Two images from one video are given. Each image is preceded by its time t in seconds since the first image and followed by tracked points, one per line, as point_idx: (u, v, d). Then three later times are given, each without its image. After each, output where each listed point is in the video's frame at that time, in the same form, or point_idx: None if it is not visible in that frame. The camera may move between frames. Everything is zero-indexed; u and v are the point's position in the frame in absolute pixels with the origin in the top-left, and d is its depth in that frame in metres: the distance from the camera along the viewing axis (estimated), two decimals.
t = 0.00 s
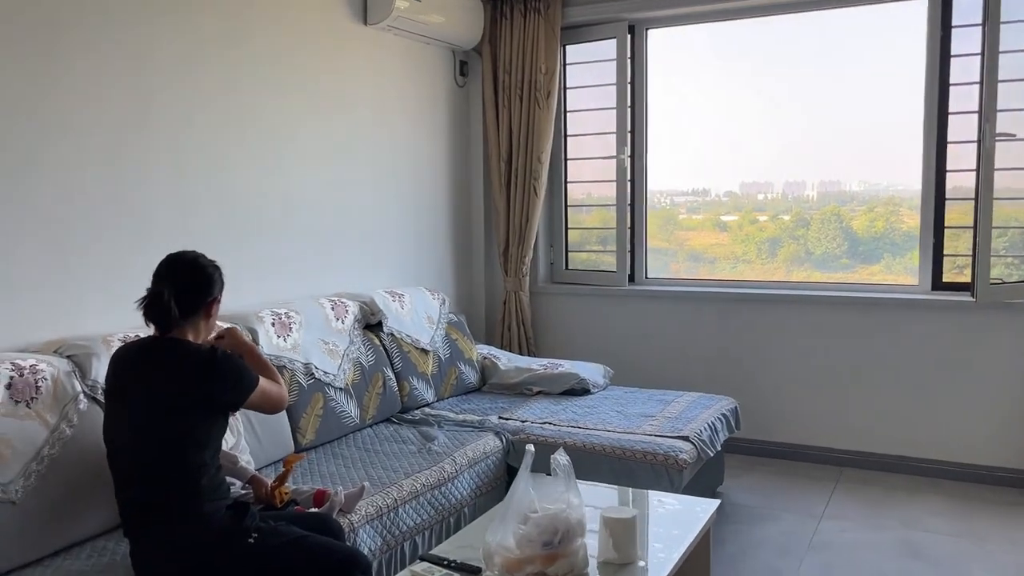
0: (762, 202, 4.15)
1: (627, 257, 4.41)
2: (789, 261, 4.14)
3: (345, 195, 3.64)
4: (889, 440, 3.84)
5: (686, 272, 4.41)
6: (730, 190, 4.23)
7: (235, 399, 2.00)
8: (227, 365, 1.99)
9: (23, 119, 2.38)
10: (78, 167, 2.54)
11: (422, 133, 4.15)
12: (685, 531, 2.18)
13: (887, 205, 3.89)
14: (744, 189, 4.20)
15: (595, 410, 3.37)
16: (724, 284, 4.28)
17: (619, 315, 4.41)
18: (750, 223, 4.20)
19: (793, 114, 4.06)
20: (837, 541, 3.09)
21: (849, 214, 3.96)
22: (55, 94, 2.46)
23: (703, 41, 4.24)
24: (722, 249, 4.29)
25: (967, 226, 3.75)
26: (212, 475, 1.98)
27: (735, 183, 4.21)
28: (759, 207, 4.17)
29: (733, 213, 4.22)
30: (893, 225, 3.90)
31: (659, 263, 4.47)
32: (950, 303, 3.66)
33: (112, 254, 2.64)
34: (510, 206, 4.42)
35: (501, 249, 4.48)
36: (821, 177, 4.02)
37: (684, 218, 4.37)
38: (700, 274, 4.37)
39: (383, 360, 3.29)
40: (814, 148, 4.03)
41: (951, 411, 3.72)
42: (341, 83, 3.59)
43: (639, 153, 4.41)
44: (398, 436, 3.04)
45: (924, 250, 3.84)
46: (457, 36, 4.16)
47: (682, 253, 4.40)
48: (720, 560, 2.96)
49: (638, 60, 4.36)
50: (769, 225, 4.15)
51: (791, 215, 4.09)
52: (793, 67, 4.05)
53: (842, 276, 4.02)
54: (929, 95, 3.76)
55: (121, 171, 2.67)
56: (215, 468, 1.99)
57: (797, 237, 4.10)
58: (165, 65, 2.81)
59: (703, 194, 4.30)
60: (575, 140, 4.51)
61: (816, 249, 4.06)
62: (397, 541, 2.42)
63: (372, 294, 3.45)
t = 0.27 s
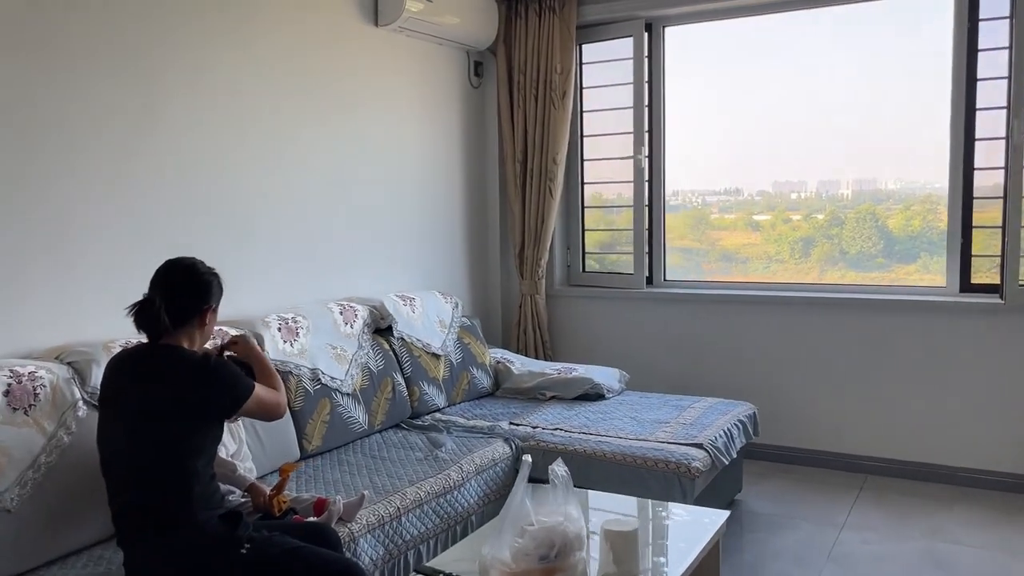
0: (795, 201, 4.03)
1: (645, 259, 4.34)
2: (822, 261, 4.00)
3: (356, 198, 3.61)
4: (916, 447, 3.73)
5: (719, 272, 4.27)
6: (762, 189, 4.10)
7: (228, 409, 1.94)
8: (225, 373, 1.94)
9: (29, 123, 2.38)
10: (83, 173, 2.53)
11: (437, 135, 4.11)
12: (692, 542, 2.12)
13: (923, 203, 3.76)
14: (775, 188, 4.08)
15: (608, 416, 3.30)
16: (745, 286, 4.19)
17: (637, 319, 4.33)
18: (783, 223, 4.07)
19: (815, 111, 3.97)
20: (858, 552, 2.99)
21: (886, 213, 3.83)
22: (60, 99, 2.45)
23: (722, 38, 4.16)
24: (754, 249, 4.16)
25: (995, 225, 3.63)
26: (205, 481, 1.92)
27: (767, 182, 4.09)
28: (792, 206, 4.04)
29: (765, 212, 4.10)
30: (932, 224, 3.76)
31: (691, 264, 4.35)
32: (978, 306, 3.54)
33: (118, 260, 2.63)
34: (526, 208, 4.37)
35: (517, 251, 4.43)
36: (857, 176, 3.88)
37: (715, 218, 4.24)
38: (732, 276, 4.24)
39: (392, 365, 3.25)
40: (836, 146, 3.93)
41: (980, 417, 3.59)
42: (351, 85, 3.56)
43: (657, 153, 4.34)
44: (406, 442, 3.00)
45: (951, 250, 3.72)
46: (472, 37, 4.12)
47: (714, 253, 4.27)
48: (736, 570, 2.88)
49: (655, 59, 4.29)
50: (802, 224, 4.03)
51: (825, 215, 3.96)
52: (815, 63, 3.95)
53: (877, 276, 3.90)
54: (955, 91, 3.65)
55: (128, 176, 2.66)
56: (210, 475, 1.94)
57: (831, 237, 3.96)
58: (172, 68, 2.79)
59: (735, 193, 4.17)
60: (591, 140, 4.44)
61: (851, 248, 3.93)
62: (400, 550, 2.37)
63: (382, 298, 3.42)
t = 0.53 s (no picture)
0: (827, 201, 3.95)
1: (665, 260, 4.29)
2: (854, 262, 3.92)
3: (372, 200, 3.61)
4: (943, 451, 3.64)
5: (749, 274, 4.19)
6: (793, 189, 4.02)
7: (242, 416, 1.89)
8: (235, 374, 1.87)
9: (45, 128, 2.40)
10: (97, 176, 2.55)
11: (455, 136, 4.10)
12: (706, 549, 2.07)
13: (959, 202, 3.67)
14: (806, 188, 4.00)
15: (625, 420, 3.26)
16: (767, 288, 4.12)
17: (657, 320, 4.28)
18: (814, 224, 3.99)
19: (840, 109, 3.90)
20: (881, 559, 2.92)
21: (920, 212, 3.74)
22: (74, 103, 2.47)
23: (744, 36, 4.10)
24: (785, 250, 4.07)
25: None
26: (213, 485, 1.87)
27: (798, 182, 4.01)
28: (823, 206, 3.97)
29: (796, 212, 4.02)
30: (966, 223, 3.67)
31: (720, 266, 4.28)
32: (1007, 307, 3.45)
33: (131, 263, 2.65)
34: (545, 209, 4.34)
35: (536, 252, 4.40)
36: (891, 175, 3.80)
37: (746, 218, 4.16)
38: (763, 277, 4.15)
39: (407, 368, 3.24)
40: (861, 145, 3.86)
41: (1009, 422, 3.50)
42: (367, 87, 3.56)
43: (677, 153, 4.29)
44: (420, 445, 2.98)
45: (979, 249, 3.63)
46: (489, 38, 4.10)
47: (744, 254, 4.19)
48: None
49: (676, 57, 4.24)
50: (833, 224, 3.95)
51: (858, 214, 3.88)
52: (840, 60, 3.88)
53: (911, 276, 3.80)
54: (984, 87, 3.56)
55: (142, 179, 2.68)
56: (217, 478, 1.89)
57: (864, 237, 3.89)
58: (187, 71, 2.81)
59: (765, 193, 4.09)
60: (611, 140, 4.40)
61: (883, 248, 3.85)
62: (410, 554, 2.35)
63: (398, 300, 3.40)
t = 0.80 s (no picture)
0: (851, 202, 3.90)
1: (684, 263, 4.25)
2: (878, 264, 3.87)
3: (390, 203, 3.61)
4: (967, 457, 3.58)
5: (771, 276, 4.14)
6: (816, 190, 3.98)
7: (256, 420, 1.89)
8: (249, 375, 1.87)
9: (65, 133, 2.43)
10: (115, 180, 2.57)
11: (473, 140, 4.10)
12: (722, 554, 2.05)
13: (985, 204, 3.61)
14: (830, 189, 3.95)
15: (643, 423, 3.23)
16: (787, 290, 4.08)
17: (676, 323, 4.25)
18: (838, 225, 3.94)
19: (863, 110, 3.85)
20: (903, 566, 2.87)
21: (946, 214, 3.68)
22: (92, 107, 2.50)
23: (765, 36, 4.07)
24: (809, 252, 4.03)
25: None
26: (226, 488, 1.87)
27: (823, 184, 3.96)
28: (846, 207, 3.91)
29: (819, 214, 3.98)
30: (992, 224, 3.61)
31: (743, 268, 4.22)
32: None
33: (149, 265, 2.67)
34: (563, 211, 4.32)
35: (554, 255, 4.38)
36: (916, 175, 3.74)
37: (768, 220, 4.12)
38: (786, 279, 4.10)
39: (424, 370, 3.23)
40: (883, 145, 3.81)
41: None
42: (385, 90, 3.57)
43: (697, 155, 4.26)
44: (436, 447, 2.97)
45: (1005, 251, 3.57)
46: (507, 40, 4.09)
47: (767, 256, 4.15)
48: None
49: (695, 58, 4.21)
50: (857, 226, 3.90)
51: (882, 216, 3.82)
52: (862, 59, 3.83)
53: (937, 278, 3.74)
54: (1010, 86, 3.50)
55: (159, 184, 2.70)
56: (230, 481, 1.89)
57: (888, 238, 3.83)
58: (205, 76, 2.83)
59: (789, 195, 4.05)
60: (629, 142, 4.38)
61: (908, 250, 3.78)
62: (425, 558, 2.34)
63: (415, 303, 3.40)
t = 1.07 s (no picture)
0: (868, 205, 3.87)
1: (700, 267, 4.24)
2: (895, 268, 3.83)
3: (406, 207, 3.62)
4: (987, 464, 3.54)
5: (787, 279, 4.12)
6: (832, 194, 3.96)
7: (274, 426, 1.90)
8: (266, 382, 1.88)
9: (85, 142, 2.45)
10: (134, 186, 2.59)
11: (488, 144, 4.10)
12: (739, 562, 2.04)
13: (1004, 207, 3.58)
14: (846, 193, 3.92)
15: (659, 429, 3.22)
16: (804, 296, 4.05)
17: (692, 328, 4.23)
18: (854, 229, 3.91)
19: (881, 113, 3.82)
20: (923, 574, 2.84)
21: (964, 218, 3.65)
22: (112, 114, 2.52)
23: (781, 39, 4.05)
24: (824, 255, 4.00)
25: None
26: (242, 493, 1.88)
27: (839, 187, 3.94)
28: (863, 211, 3.89)
29: (835, 218, 3.95)
30: (1012, 228, 3.57)
31: (758, 272, 4.20)
32: None
33: (167, 271, 2.69)
34: (578, 216, 4.32)
35: (569, 259, 4.38)
36: (934, 179, 3.72)
37: (784, 223, 4.10)
38: (802, 282, 4.08)
39: (440, 375, 3.24)
40: (901, 149, 3.78)
41: None
42: (401, 95, 3.58)
43: (713, 159, 4.24)
44: (452, 453, 2.97)
45: None
46: (522, 45, 4.09)
47: (783, 259, 4.12)
48: None
49: (711, 62, 4.19)
50: (873, 230, 3.87)
51: (899, 219, 3.79)
52: (879, 62, 3.81)
53: (955, 283, 3.70)
54: None
55: (178, 190, 2.72)
56: (247, 487, 1.89)
57: (904, 242, 3.79)
58: (223, 84, 2.85)
59: (804, 198, 4.04)
60: (645, 147, 4.37)
61: (926, 254, 3.75)
62: (441, 564, 2.34)
63: (431, 307, 3.40)
